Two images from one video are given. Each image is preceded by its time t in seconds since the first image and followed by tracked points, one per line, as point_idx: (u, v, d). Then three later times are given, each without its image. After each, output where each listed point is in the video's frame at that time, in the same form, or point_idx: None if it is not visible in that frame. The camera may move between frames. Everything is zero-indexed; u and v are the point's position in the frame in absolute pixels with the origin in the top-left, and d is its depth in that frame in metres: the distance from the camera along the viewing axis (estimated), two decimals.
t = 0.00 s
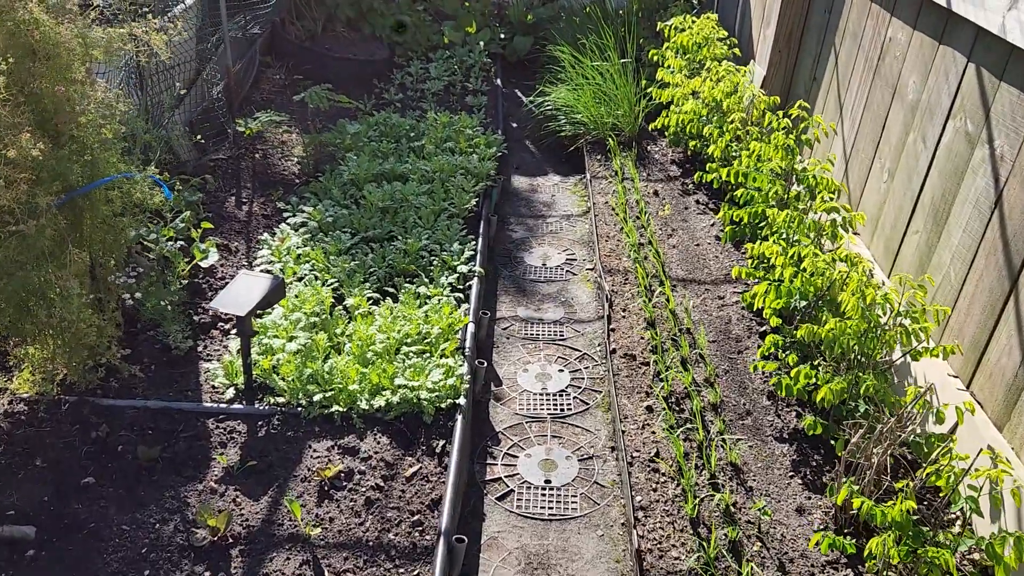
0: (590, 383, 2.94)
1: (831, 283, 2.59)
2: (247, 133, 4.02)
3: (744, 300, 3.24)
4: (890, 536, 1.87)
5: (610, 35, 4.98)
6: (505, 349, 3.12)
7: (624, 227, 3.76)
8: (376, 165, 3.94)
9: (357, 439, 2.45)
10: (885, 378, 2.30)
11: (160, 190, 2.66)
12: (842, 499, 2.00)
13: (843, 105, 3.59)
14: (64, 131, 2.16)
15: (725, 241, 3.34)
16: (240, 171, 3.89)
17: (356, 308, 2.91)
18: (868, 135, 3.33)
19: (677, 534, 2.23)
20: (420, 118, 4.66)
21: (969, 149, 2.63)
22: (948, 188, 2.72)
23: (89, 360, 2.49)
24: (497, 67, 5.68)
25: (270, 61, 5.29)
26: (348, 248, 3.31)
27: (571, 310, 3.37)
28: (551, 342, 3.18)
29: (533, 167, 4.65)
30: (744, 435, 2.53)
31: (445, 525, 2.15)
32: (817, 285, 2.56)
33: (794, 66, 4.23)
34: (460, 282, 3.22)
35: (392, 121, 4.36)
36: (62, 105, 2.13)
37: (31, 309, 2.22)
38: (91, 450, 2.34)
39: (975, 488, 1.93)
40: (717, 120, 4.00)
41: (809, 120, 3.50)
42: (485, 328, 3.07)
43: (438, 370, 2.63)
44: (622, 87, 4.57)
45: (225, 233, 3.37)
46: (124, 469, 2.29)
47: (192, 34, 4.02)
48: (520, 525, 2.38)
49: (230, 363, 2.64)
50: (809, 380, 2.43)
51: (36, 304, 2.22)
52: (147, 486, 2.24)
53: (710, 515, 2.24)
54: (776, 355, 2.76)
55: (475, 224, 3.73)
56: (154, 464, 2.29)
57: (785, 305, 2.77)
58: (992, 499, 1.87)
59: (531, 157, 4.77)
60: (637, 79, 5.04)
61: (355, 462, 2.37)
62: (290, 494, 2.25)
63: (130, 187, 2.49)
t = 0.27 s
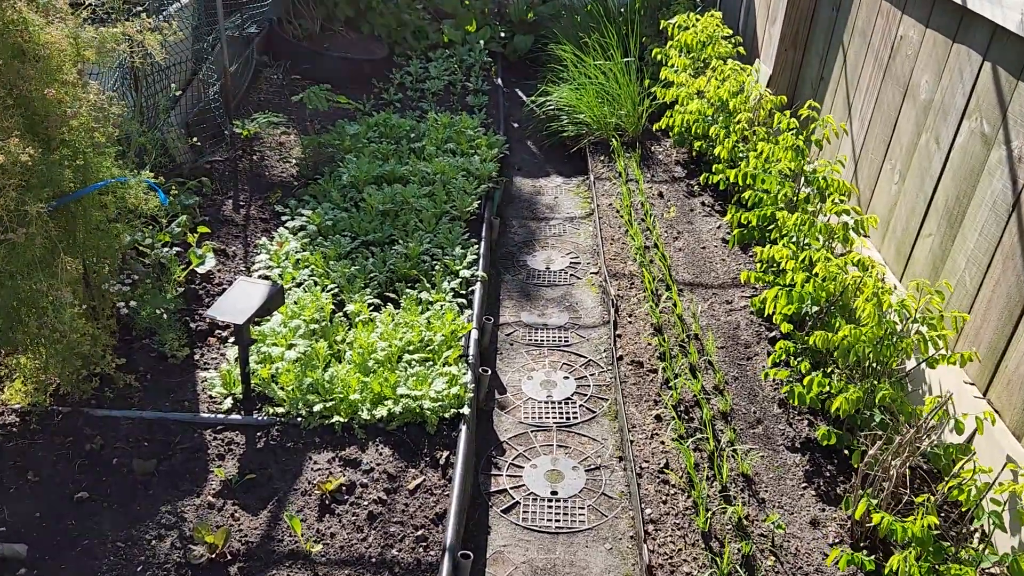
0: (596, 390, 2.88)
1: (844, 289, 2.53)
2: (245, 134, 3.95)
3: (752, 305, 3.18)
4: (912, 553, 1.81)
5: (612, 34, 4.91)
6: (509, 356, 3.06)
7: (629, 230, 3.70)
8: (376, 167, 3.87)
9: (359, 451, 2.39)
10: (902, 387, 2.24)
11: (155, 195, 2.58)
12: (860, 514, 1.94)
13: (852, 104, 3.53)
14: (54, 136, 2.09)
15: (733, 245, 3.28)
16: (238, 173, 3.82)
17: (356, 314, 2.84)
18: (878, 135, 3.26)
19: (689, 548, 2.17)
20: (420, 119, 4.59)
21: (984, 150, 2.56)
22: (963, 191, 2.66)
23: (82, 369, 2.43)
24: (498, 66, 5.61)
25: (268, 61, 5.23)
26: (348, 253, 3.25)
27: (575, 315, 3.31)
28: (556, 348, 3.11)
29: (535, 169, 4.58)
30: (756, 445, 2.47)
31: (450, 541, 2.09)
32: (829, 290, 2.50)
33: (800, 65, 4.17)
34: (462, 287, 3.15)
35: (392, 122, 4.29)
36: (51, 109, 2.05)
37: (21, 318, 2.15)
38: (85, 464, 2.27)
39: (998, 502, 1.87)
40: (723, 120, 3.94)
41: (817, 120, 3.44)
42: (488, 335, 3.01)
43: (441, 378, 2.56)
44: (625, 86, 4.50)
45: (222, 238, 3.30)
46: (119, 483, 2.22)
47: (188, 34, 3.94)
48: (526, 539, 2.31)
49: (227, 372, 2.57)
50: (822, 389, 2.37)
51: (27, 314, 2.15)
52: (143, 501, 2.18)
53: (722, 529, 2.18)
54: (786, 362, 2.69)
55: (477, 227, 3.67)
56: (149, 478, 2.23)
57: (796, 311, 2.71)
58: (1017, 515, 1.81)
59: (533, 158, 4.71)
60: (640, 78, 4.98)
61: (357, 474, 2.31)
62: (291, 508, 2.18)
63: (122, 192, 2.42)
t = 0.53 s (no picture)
0: (600, 398, 2.82)
1: (855, 295, 2.47)
2: (243, 134, 3.89)
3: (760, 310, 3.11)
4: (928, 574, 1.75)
5: (617, 32, 4.84)
6: (511, 362, 3.00)
7: (634, 232, 3.63)
8: (376, 167, 3.81)
9: (358, 462, 2.33)
10: (915, 398, 2.17)
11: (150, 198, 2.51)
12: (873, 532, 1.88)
13: (862, 105, 3.46)
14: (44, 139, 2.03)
15: (740, 248, 3.21)
16: (236, 174, 3.77)
17: (356, 320, 2.78)
18: (889, 137, 3.20)
19: (696, 564, 2.11)
20: (422, 118, 4.53)
21: (999, 153, 2.49)
22: (977, 195, 2.59)
23: (74, 377, 2.37)
24: (500, 65, 5.55)
25: (268, 59, 5.17)
26: (347, 256, 3.19)
27: (579, 319, 3.25)
28: (559, 354, 3.05)
29: (539, 169, 4.52)
30: (764, 456, 2.41)
31: (450, 556, 2.03)
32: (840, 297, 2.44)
33: (808, 64, 4.10)
34: (464, 291, 3.09)
35: (393, 122, 4.23)
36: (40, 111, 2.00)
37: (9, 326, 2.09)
38: (76, 474, 2.22)
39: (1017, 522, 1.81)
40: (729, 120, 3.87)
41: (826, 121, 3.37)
42: (490, 340, 2.95)
43: (442, 386, 2.50)
44: (630, 86, 4.44)
45: (220, 240, 3.24)
46: (111, 495, 2.17)
47: (186, 31, 3.88)
48: (529, 553, 2.26)
49: (223, 380, 2.51)
50: (833, 399, 2.31)
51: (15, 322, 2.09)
52: (135, 513, 2.12)
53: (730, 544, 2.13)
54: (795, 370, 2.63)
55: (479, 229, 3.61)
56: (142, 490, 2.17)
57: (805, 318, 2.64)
58: None
59: (536, 157, 4.64)
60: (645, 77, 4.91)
61: (356, 486, 2.25)
62: (287, 521, 2.13)
63: (114, 196, 2.35)
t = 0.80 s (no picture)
0: (602, 411, 2.74)
1: (866, 310, 2.38)
2: (241, 136, 3.82)
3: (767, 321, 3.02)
4: None
5: (623, 33, 4.76)
6: (510, 373, 2.92)
7: (638, 238, 3.55)
8: (376, 171, 3.74)
9: (350, 480, 2.26)
10: (930, 419, 2.09)
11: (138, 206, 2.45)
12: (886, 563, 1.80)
13: (874, 109, 3.36)
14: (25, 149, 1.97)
15: (747, 257, 3.12)
16: (233, 177, 3.70)
17: (351, 330, 2.71)
18: (902, 143, 3.10)
19: None
20: (423, 120, 4.45)
21: (1017, 162, 2.40)
22: (993, 205, 2.49)
23: (60, 390, 2.30)
24: (505, 65, 5.47)
25: (269, 59, 5.09)
26: (344, 262, 3.11)
27: (581, 329, 3.17)
28: (561, 365, 2.97)
29: (542, 172, 4.44)
30: (771, 476, 2.33)
31: None
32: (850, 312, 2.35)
33: (818, 67, 4.01)
34: (463, 300, 3.02)
35: (394, 124, 4.15)
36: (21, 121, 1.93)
37: None
38: (60, 492, 2.15)
39: None
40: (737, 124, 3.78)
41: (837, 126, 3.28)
42: (489, 351, 2.87)
43: (438, 401, 2.43)
44: (636, 88, 4.35)
45: (215, 246, 3.17)
46: (95, 514, 2.10)
47: (184, 31, 3.81)
48: None
49: (213, 393, 2.44)
50: (843, 418, 2.22)
51: None
52: (119, 533, 2.05)
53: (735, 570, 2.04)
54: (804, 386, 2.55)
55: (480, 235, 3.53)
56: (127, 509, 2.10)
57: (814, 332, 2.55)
58: None
59: (539, 160, 4.56)
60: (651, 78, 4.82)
61: (348, 506, 2.18)
62: (275, 543, 2.06)
63: (102, 205, 2.29)
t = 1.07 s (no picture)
0: (600, 430, 2.65)
1: (875, 329, 2.29)
2: (237, 141, 3.75)
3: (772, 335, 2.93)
4: None
5: (628, 36, 4.67)
6: (507, 389, 2.84)
7: (641, 248, 3.46)
8: (374, 178, 3.66)
9: (338, 504, 2.19)
10: (941, 448, 2.00)
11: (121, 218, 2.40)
12: None
13: (884, 118, 3.27)
14: None
15: (752, 270, 3.04)
16: (228, 184, 3.63)
17: (343, 345, 2.63)
18: (913, 154, 3.00)
19: None
20: (424, 125, 4.37)
21: None
22: (1007, 220, 2.39)
23: (41, 408, 2.23)
24: (508, 68, 5.39)
25: (269, 61, 5.02)
26: (339, 273, 3.04)
27: (581, 343, 3.09)
28: (559, 381, 2.89)
29: (544, 178, 4.36)
30: (775, 502, 2.24)
31: None
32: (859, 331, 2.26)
33: (827, 73, 3.91)
34: (460, 313, 2.94)
35: (393, 129, 4.07)
36: None
37: None
38: (38, 514, 2.08)
39: None
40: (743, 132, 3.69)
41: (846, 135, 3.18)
42: (485, 366, 2.79)
43: (430, 421, 2.35)
44: (640, 92, 4.26)
45: (207, 255, 3.10)
46: (73, 539, 2.03)
47: (180, 34, 3.73)
48: None
49: (199, 411, 2.37)
50: (850, 444, 2.13)
51: None
52: (97, 561, 1.98)
53: None
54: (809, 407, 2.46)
55: (479, 244, 3.45)
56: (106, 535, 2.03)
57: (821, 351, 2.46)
58: None
59: (542, 165, 4.48)
60: (657, 82, 4.73)
61: (335, 533, 2.10)
62: (258, 572, 1.99)
63: (82, 218, 2.23)
